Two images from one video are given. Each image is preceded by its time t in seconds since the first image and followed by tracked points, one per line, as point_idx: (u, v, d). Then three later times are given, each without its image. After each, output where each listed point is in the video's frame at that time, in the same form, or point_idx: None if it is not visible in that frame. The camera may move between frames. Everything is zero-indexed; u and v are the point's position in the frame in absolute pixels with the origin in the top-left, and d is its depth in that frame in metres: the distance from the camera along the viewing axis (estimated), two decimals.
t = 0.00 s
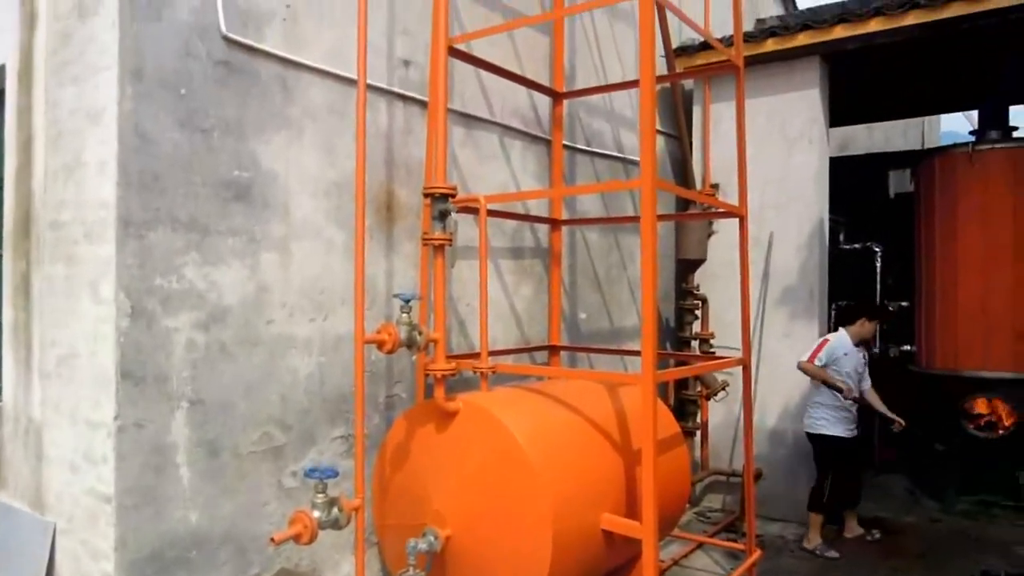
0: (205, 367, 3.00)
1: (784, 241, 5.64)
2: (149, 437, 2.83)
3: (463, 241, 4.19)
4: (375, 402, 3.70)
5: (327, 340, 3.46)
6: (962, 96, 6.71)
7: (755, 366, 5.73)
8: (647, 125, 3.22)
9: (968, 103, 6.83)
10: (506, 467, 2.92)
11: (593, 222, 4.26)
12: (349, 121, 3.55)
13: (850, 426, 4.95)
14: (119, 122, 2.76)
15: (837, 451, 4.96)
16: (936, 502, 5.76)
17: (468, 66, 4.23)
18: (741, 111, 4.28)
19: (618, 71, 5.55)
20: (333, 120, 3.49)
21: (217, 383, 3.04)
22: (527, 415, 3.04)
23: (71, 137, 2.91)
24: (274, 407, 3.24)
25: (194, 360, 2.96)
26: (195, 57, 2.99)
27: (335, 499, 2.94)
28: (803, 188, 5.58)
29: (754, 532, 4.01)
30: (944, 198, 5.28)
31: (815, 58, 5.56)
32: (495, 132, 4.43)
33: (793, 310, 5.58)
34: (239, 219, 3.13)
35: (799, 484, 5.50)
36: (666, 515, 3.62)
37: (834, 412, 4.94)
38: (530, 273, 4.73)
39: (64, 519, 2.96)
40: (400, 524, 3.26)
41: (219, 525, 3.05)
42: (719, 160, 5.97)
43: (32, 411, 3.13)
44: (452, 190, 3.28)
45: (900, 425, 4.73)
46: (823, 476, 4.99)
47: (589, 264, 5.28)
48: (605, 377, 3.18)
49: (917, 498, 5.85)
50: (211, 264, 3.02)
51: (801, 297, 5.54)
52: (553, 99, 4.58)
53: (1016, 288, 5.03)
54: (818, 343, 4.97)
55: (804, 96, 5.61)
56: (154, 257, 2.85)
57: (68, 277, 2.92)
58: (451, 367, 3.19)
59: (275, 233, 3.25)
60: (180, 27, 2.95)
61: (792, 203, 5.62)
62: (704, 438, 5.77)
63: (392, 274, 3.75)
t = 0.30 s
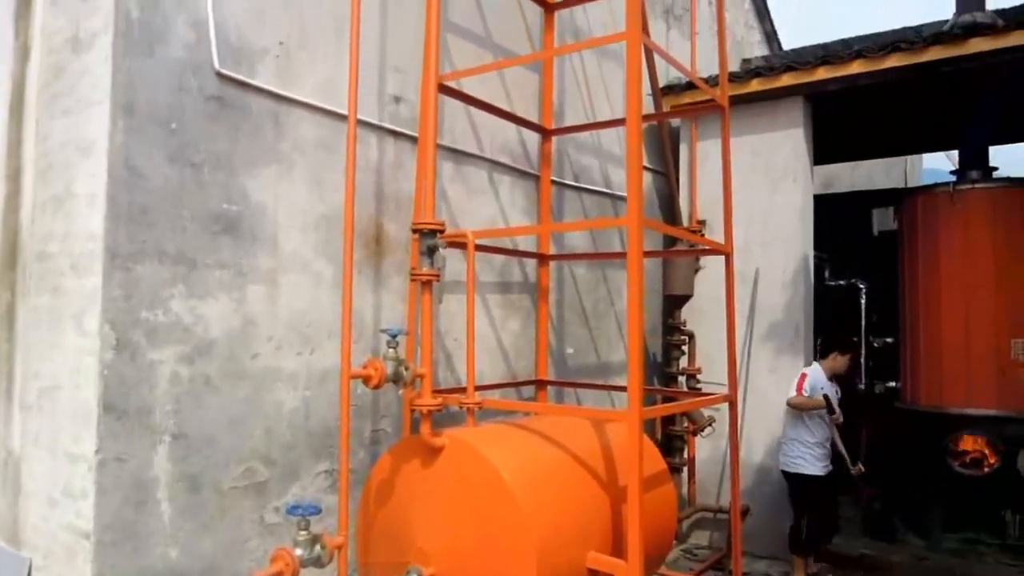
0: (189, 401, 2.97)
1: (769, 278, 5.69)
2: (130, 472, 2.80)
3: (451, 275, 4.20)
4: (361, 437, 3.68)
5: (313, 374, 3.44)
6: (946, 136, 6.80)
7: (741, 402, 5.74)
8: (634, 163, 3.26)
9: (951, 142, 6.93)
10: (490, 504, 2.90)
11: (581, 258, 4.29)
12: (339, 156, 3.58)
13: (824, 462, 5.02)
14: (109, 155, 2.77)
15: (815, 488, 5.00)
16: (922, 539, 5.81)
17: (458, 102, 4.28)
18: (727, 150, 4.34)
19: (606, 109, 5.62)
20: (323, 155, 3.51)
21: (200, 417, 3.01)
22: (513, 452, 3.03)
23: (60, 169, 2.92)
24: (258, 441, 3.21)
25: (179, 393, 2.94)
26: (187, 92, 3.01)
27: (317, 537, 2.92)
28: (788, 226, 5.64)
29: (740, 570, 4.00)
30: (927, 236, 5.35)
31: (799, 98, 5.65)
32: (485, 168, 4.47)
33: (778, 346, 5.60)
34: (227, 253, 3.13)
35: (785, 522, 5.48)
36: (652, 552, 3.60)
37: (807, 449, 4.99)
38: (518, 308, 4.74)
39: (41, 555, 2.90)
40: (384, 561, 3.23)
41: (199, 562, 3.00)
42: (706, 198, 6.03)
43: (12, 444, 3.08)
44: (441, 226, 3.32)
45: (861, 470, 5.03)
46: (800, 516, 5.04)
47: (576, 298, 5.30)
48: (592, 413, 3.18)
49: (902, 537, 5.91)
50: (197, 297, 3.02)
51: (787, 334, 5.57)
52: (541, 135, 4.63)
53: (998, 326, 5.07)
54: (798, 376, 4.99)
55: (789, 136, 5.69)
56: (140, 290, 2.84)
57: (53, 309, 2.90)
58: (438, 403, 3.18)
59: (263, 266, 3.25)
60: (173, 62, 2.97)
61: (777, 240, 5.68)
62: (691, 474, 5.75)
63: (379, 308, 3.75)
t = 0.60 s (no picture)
0: (198, 418, 2.99)
1: (776, 292, 5.69)
2: (139, 488, 2.82)
3: (457, 291, 4.22)
4: (368, 452, 3.68)
5: (321, 390, 3.46)
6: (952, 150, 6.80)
7: (749, 417, 5.72)
8: (639, 180, 3.29)
9: (958, 156, 6.92)
10: (497, 520, 2.90)
11: (587, 273, 4.30)
12: (346, 173, 3.61)
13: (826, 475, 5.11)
14: (120, 175, 2.81)
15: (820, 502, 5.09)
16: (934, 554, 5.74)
17: (464, 119, 4.31)
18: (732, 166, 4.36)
19: (612, 124, 5.65)
20: (331, 173, 3.55)
21: (209, 433, 3.03)
22: (520, 467, 3.04)
23: (72, 188, 2.96)
24: (266, 457, 3.23)
25: (188, 410, 2.96)
26: (197, 111, 3.05)
27: (325, 553, 2.94)
28: (794, 240, 5.65)
29: None
30: (934, 250, 5.34)
31: (804, 112, 5.66)
32: (491, 183, 4.50)
33: (786, 360, 5.59)
34: (236, 270, 3.16)
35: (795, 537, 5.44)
36: (660, 568, 3.59)
37: (808, 462, 5.07)
38: (525, 323, 4.75)
39: (51, 571, 2.92)
40: None
41: None
42: (712, 212, 6.04)
43: (23, 460, 3.11)
44: (448, 242, 3.36)
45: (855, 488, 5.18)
46: (804, 530, 5.16)
47: (583, 313, 5.31)
48: (598, 428, 3.18)
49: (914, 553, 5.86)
50: (206, 313, 3.04)
51: (795, 348, 5.55)
52: (547, 151, 4.66)
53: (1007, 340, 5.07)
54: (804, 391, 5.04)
55: (795, 150, 5.71)
56: (150, 307, 2.87)
57: (64, 326, 2.93)
58: (445, 418, 3.19)
59: (271, 283, 3.28)
60: (183, 82, 3.02)
61: (784, 254, 5.68)
62: (699, 489, 5.73)
63: (387, 324, 3.77)
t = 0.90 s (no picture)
0: (196, 439, 3.00)
1: (774, 312, 5.70)
2: (136, 509, 2.81)
3: (456, 311, 4.23)
4: (366, 473, 3.68)
5: (319, 411, 3.46)
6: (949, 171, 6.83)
7: (748, 438, 5.72)
8: (637, 202, 3.32)
9: (954, 177, 6.96)
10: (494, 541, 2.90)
11: (585, 293, 4.33)
12: (347, 195, 3.64)
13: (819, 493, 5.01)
14: (122, 197, 2.83)
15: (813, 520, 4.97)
16: None
17: (463, 141, 4.34)
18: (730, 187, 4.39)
19: (610, 145, 5.68)
20: (331, 194, 3.57)
21: (206, 454, 3.03)
22: (517, 489, 3.04)
23: (74, 208, 2.97)
24: (264, 477, 3.22)
25: (186, 430, 2.97)
26: (199, 133, 3.08)
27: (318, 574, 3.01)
28: (791, 261, 5.67)
29: None
30: (932, 271, 5.36)
31: (801, 134, 5.70)
32: (490, 204, 4.52)
33: (784, 381, 5.58)
34: (236, 291, 3.17)
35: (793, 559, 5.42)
36: None
37: (801, 480, 4.95)
38: (523, 343, 4.75)
39: None
40: None
41: None
42: (710, 233, 6.07)
43: (20, 480, 3.10)
44: (446, 264, 3.39)
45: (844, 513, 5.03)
46: (797, 549, 5.04)
47: (582, 333, 5.32)
48: (595, 450, 3.19)
49: None
50: (206, 334, 3.05)
51: (793, 369, 5.56)
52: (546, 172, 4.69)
53: (1006, 360, 5.07)
54: (801, 409, 4.94)
55: (792, 172, 5.74)
56: (150, 328, 2.88)
57: (64, 346, 2.94)
58: (443, 440, 3.20)
59: (271, 303, 3.29)
60: (186, 105, 3.05)
61: (782, 275, 5.70)
62: (698, 510, 5.70)
63: (385, 345, 3.78)
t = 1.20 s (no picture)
0: (191, 458, 2.99)
1: (771, 332, 5.71)
2: (130, 529, 2.80)
3: (453, 330, 4.24)
4: (362, 493, 3.67)
5: (316, 430, 3.46)
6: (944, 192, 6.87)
7: (745, 458, 5.71)
8: (634, 223, 3.34)
9: (949, 198, 7.01)
10: (490, 561, 2.89)
11: (582, 313, 4.35)
12: (345, 214, 3.65)
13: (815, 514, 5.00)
14: (122, 216, 2.84)
15: (810, 542, 4.95)
16: None
17: (462, 161, 4.37)
18: (727, 208, 4.42)
19: (608, 165, 5.72)
20: (330, 214, 3.59)
21: (202, 474, 3.02)
22: (513, 509, 3.03)
23: (74, 228, 2.98)
24: (259, 497, 3.21)
25: (182, 450, 2.96)
26: (199, 153, 3.10)
27: None
28: (788, 280, 5.69)
29: None
30: (928, 291, 5.38)
31: (797, 155, 5.74)
32: (488, 224, 4.54)
33: (781, 401, 5.58)
34: (234, 310, 3.18)
35: None
36: None
37: (799, 501, 4.93)
38: (520, 362, 4.75)
39: None
40: None
41: None
42: (707, 253, 6.09)
43: (14, 499, 3.08)
44: (444, 284, 3.39)
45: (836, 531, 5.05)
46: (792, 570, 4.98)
47: (579, 353, 5.32)
48: (592, 470, 3.19)
49: None
50: (203, 353, 3.06)
51: (789, 389, 5.56)
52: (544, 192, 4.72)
53: (1002, 379, 5.08)
54: (801, 428, 4.94)
55: (789, 192, 5.77)
56: (147, 347, 2.88)
57: (61, 365, 2.93)
58: (440, 460, 3.19)
59: (268, 323, 3.30)
60: (186, 126, 3.07)
61: (778, 294, 5.72)
62: (695, 531, 5.67)
63: (383, 364, 3.78)
